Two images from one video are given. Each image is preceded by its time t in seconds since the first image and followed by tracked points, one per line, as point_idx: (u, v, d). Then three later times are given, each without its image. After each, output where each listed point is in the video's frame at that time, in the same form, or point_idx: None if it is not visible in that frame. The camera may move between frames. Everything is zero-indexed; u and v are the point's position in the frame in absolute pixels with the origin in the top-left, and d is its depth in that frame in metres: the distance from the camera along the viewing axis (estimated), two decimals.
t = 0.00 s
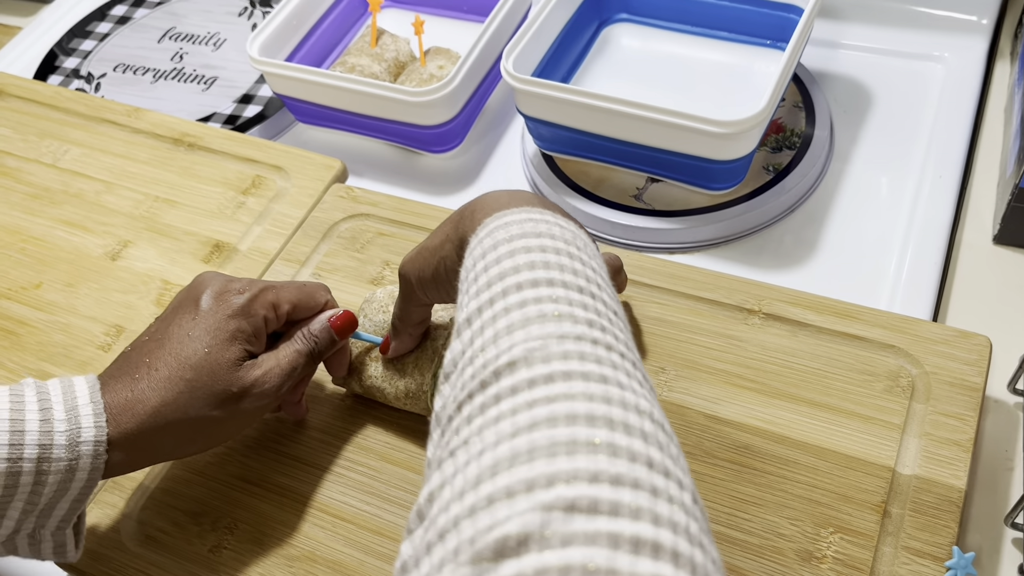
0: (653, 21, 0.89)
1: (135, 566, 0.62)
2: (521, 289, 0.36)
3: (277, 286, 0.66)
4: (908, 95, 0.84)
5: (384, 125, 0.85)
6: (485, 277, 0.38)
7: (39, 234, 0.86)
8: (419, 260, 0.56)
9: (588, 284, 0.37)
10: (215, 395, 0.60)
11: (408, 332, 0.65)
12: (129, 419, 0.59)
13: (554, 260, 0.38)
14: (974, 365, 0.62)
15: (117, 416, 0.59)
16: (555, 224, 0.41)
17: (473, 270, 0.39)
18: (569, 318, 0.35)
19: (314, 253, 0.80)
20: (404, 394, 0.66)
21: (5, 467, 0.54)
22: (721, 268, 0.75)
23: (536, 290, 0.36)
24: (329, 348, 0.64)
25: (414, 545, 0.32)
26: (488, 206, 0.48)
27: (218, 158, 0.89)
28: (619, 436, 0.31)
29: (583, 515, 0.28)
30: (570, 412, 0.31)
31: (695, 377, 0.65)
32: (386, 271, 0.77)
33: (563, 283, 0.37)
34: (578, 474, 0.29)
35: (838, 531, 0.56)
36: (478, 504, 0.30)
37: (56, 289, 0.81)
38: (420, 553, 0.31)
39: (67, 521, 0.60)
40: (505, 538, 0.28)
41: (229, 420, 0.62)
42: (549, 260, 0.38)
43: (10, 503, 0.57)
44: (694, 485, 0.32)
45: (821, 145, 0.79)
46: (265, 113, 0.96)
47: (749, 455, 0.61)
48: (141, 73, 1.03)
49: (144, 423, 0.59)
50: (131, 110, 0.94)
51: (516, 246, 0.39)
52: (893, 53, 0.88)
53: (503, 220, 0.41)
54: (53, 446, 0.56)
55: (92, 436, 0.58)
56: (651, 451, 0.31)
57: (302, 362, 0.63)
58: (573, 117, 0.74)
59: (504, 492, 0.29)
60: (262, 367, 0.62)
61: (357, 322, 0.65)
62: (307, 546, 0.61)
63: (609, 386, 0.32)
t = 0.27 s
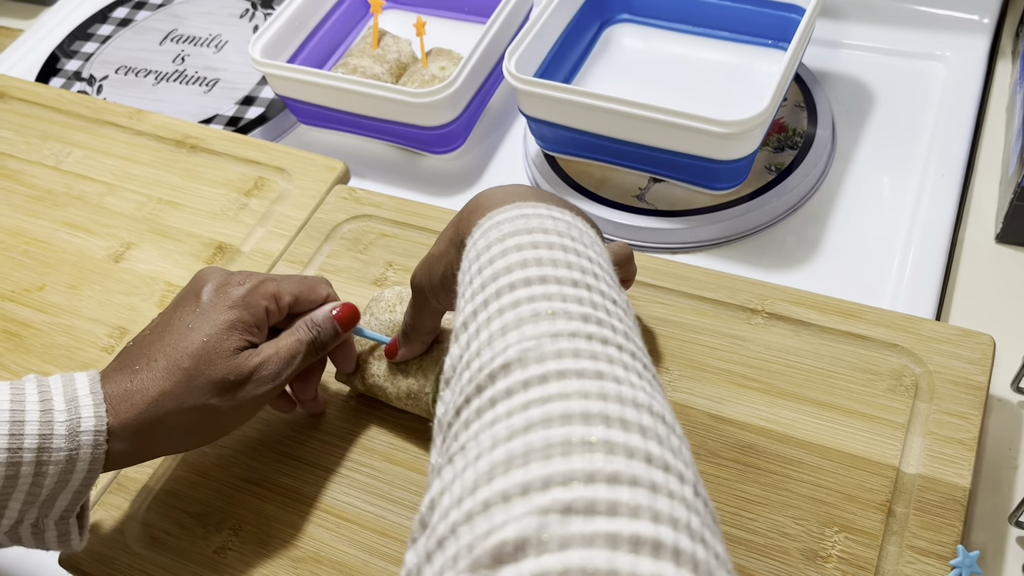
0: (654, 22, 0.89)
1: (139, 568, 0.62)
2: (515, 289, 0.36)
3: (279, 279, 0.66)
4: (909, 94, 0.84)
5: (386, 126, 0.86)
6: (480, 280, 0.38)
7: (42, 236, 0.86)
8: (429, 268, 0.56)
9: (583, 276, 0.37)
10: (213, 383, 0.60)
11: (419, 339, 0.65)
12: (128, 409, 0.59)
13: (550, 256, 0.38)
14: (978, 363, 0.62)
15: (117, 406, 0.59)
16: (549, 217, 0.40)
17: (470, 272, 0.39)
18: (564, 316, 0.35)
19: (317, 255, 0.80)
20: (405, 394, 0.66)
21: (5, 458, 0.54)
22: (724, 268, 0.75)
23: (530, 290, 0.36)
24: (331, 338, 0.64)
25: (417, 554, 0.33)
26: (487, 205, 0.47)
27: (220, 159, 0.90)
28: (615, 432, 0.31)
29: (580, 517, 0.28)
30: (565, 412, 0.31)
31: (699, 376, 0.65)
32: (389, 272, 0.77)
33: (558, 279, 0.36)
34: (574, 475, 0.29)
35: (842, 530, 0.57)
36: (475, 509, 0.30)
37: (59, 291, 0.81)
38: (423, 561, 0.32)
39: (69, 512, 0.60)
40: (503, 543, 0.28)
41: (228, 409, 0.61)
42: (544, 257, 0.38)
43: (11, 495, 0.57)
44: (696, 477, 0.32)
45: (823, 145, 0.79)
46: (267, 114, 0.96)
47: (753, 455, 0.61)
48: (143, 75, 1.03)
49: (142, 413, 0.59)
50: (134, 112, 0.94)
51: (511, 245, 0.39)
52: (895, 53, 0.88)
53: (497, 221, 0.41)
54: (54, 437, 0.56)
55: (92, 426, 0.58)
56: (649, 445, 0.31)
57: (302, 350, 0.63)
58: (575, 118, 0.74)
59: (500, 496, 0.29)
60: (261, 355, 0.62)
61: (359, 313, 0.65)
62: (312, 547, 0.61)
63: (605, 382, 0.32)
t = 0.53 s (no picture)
0: (653, 22, 0.89)
1: (141, 568, 0.62)
2: (531, 279, 0.36)
3: (245, 265, 0.66)
4: (908, 93, 0.84)
5: (386, 127, 0.86)
6: (496, 270, 0.38)
7: (43, 238, 0.86)
8: (435, 260, 0.57)
9: (597, 271, 0.38)
10: (186, 374, 0.60)
11: (425, 332, 0.65)
12: (102, 404, 0.60)
13: (562, 249, 0.38)
14: (977, 362, 0.62)
15: (90, 401, 0.60)
16: (564, 214, 0.41)
17: (485, 263, 0.40)
18: (578, 305, 0.35)
19: (317, 256, 0.80)
20: (412, 388, 0.66)
21: None
22: (723, 267, 0.75)
23: (546, 280, 0.36)
24: (304, 323, 0.64)
25: (430, 535, 0.33)
26: (501, 200, 0.48)
27: (220, 161, 0.90)
28: (630, 419, 0.31)
29: (595, 498, 0.28)
30: (581, 398, 0.31)
31: (699, 376, 0.65)
32: (389, 273, 0.77)
33: (572, 272, 0.37)
34: (589, 458, 0.29)
35: (842, 529, 0.57)
36: (491, 489, 0.30)
37: (61, 293, 0.81)
38: (436, 541, 0.32)
39: (51, 503, 0.60)
40: (518, 522, 0.28)
41: (203, 400, 0.61)
42: (557, 249, 0.38)
43: None
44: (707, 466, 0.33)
45: (822, 145, 0.79)
46: (267, 116, 0.97)
47: (753, 454, 0.61)
48: (143, 77, 1.03)
49: (117, 407, 0.59)
50: (134, 114, 0.95)
51: (526, 238, 0.39)
52: (893, 53, 0.88)
53: (512, 214, 0.41)
54: (28, 434, 0.56)
55: (66, 422, 0.58)
56: (663, 432, 0.31)
57: (274, 337, 0.63)
58: (574, 118, 0.75)
59: (516, 477, 0.30)
60: (232, 345, 0.61)
61: (332, 298, 0.65)
62: (313, 547, 0.61)
63: (619, 370, 0.33)
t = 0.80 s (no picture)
0: (651, 23, 0.89)
1: (140, 571, 0.62)
2: (529, 277, 0.36)
3: (259, 296, 0.67)
4: (906, 93, 0.84)
5: (383, 128, 0.86)
6: (494, 269, 0.38)
7: (42, 240, 0.86)
8: (428, 257, 0.57)
9: (595, 271, 0.38)
10: (195, 408, 0.60)
11: (417, 328, 0.65)
12: (109, 432, 0.60)
13: (561, 249, 0.38)
14: (975, 362, 0.62)
15: (98, 429, 0.60)
16: (561, 214, 0.41)
17: (483, 263, 0.40)
18: (576, 303, 0.35)
19: (316, 257, 0.80)
20: (418, 390, 0.66)
21: None
22: (722, 267, 0.75)
23: (544, 278, 0.36)
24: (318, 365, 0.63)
25: (429, 528, 0.33)
26: (496, 201, 0.48)
27: (219, 163, 0.90)
28: (628, 414, 0.31)
29: (595, 490, 0.28)
30: (580, 393, 0.31)
31: (698, 376, 0.65)
32: (388, 274, 0.77)
33: (570, 271, 0.37)
34: (589, 451, 0.29)
35: (841, 528, 0.57)
36: (490, 483, 0.30)
37: (60, 295, 0.81)
38: (435, 535, 0.31)
39: (55, 535, 0.60)
40: (518, 514, 0.28)
41: (211, 433, 0.61)
42: (556, 249, 0.38)
43: None
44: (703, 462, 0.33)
45: (820, 144, 0.79)
46: (265, 118, 0.97)
47: (752, 454, 0.61)
48: (141, 79, 1.03)
49: (125, 436, 0.60)
50: (132, 116, 0.95)
51: (524, 237, 0.39)
52: (891, 52, 0.88)
53: (511, 213, 0.41)
54: (33, 462, 0.56)
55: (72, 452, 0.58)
56: (660, 427, 0.31)
57: (288, 377, 0.62)
58: (572, 119, 0.75)
59: (515, 471, 0.30)
60: (243, 382, 0.61)
61: (348, 336, 0.65)
62: (312, 549, 0.61)
63: (618, 366, 0.33)
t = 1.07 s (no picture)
0: (650, 23, 0.89)
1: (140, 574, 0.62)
2: (528, 286, 0.36)
3: (268, 293, 0.66)
4: (904, 93, 0.84)
5: (381, 130, 0.86)
6: (491, 277, 0.38)
7: (40, 243, 0.86)
8: (422, 265, 0.56)
9: (593, 279, 0.38)
10: (211, 404, 0.60)
11: (411, 335, 0.65)
12: (126, 430, 0.59)
13: (559, 257, 0.38)
14: (974, 362, 0.62)
15: (114, 426, 0.59)
16: (557, 222, 0.41)
17: (479, 271, 0.40)
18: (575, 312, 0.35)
19: (314, 259, 0.80)
20: (409, 395, 0.66)
21: (7, 479, 0.54)
22: (720, 268, 0.75)
23: (542, 287, 0.36)
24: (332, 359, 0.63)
25: (430, 542, 0.32)
26: (491, 210, 0.48)
27: (217, 165, 0.90)
28: (629, 425, 0.31)
29: (598, 504, 0.28)
30: (580, 405, 0.31)
31: (696, 377, 0.65)
32: (386, 276, 0.77)
33: (568, 279, 0.37)
34: (591, 464, 0.29)
35: (840, 530, 0.57)
36: (492, 496, 0.30)
37: (57, 298, 0.81)
38: (436, 549, 0.31)
39: (72, 534, 0.59)
40: (522, 528, 0.28)
41: (227, 429, 0.62)
42: (553, 257, 0.38)
43: (13, 517, 0.57)
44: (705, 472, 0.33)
45: (819, 145, 0.79)
46: (263, 120, 0.97)
47: (751, 455, 0.61)
48: (139, 81, 1.03)
49: (141, 434, 0.59)
50: (130, 118, 0.95)
51: (521, 245, 0.39)
52: (890, 52, 0.88)
53: (506, 221, 0.41)
54: (54, 458, 0.56)
55: (93, 447, 0.58)
56: (661, 439, 0.31)
57: (301, 372, 0.62)
58: (570, 120, 0.75)
59: (518, 484, 0.29)
60: (258, 377, 0.62)
61: (357, 332, 0.64)
62: (311, 551, 0.61)
63: (618, 377, 0.33)
